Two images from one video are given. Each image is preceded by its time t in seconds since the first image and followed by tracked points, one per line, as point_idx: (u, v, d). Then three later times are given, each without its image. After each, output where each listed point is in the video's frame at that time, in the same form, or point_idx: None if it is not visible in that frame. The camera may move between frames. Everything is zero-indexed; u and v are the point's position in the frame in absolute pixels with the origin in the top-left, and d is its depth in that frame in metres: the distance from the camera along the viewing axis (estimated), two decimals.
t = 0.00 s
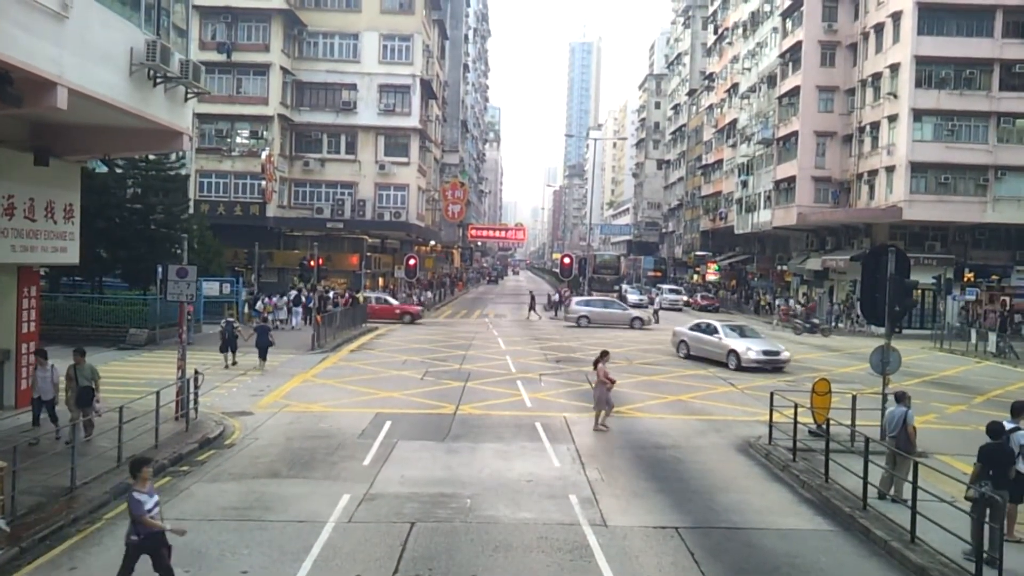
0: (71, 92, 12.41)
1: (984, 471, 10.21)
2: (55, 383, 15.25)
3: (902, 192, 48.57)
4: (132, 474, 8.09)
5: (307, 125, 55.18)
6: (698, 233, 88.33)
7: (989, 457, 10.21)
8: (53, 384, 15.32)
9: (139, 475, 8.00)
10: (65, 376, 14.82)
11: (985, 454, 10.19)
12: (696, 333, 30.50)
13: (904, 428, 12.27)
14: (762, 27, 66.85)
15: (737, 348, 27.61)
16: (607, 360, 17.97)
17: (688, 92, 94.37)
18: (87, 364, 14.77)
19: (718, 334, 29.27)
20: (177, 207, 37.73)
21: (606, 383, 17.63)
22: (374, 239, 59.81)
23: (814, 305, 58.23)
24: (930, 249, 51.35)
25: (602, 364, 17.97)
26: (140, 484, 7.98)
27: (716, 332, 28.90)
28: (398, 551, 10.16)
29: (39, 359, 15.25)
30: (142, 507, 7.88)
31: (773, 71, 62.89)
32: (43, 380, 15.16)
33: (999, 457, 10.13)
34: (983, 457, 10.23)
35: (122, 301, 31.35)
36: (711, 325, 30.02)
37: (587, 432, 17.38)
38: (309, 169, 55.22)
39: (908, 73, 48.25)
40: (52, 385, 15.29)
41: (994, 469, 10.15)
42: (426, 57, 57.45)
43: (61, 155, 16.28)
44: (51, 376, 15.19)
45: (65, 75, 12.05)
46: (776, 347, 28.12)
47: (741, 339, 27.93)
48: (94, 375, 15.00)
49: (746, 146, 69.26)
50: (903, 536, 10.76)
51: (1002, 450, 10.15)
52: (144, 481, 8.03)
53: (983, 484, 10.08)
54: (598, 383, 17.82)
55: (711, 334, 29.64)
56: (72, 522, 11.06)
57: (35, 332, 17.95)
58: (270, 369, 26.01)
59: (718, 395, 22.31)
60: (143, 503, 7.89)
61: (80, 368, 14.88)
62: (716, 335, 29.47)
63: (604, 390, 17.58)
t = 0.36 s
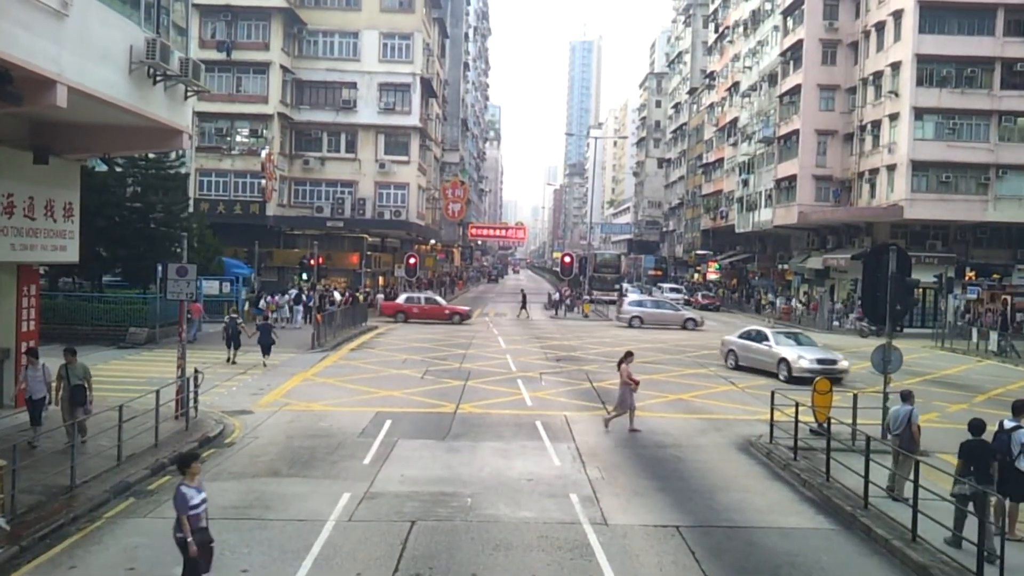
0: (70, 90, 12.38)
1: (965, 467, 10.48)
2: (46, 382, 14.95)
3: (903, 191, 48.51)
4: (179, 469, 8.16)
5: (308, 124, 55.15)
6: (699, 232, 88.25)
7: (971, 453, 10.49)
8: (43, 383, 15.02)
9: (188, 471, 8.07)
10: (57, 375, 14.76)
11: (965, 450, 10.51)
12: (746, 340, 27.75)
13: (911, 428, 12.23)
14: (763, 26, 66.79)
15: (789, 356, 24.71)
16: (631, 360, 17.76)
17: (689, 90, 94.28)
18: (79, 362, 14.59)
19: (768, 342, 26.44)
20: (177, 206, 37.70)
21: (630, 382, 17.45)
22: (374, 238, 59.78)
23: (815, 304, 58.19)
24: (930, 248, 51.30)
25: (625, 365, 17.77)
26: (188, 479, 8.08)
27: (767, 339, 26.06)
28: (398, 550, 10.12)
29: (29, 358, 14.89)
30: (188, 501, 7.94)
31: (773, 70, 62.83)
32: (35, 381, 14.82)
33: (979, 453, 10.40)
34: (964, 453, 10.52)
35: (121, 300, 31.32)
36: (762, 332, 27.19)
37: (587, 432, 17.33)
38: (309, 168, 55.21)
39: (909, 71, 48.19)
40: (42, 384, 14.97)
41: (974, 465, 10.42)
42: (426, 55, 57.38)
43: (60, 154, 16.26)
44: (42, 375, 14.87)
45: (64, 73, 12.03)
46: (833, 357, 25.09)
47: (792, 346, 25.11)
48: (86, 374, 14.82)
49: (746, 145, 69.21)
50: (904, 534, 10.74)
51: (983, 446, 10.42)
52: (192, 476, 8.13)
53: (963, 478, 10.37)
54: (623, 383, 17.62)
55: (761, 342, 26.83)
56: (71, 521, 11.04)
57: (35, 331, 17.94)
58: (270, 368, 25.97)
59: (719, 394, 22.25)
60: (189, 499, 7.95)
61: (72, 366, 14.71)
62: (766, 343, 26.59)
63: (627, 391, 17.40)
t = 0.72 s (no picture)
0: (70, 91, 12.40)
1: (944, 456, 10.80)
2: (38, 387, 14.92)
3: (903, 191, 48.54)
4: (232, 479, 8.03)
5: (308, 124, 55.19)
6: (698, 232, 88.27)
7: (953, 444, 10.77)
8: (37, 388, 14.93)
9: (239, 476, 7.91)
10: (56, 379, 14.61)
11: (945, 440, 10.80)
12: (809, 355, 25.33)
13: (912, 426, 12.24)
14: (762, 26, 66.82)
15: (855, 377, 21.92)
16: (652, 362, 17.43)
17: (688, 91, 94.32)
18: (74, 367, 14.42)
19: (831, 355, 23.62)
20: (178, 207, 37.72)
21: (654, 385, 17.09)
22: (374, 239, 59.84)
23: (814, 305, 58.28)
24: (930, 248, 51.36)
25: (647, 367, 17.34)
26: (240, 485, 7.92)
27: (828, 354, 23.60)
28: (399, 550, 10.14)
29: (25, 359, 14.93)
30: (240, 507, 7.75)
31: (773, 70, 62.83)
32: (27, 384, 14.82)
33: (959, 444, 10.69)
34: (945, 443, 10.81)
35: (122, 300, 31.41)
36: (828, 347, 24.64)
37: (587, 432, 17.36)
38: (309, 169, 55.27)
39: (908, 71, 48.23)
40: (36, 388, 14.92)
41: (953, 455, 10.72)
42: (426, 56, 57.47)
43: (60, 154, 16.27)
44: (34, 379, 14.84)
45: (65, 74, 12.06)
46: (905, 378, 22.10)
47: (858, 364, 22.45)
48: (81, 380, 14.70)
49: (746, 145, 69.24)
50: (903, 534, 10.78)
51: (965, 438, 10.70)
52: (245, 483, 7.94)
53: (941, 468, 10.67)
54: (644, 386, 17.29)
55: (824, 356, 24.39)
56: (72, 520, 11.07)
57: (35, 332, 17.96)
58: (270, 369, 26.04)
59: (719, 394, 22.29)
60: (241, 503, 7.78)
61: (69, 371, 14.55)
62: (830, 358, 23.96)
63: (649, 394, 16.95)
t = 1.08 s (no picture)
0: (71, 91, 12.40)
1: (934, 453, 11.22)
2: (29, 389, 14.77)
3: (903, 191, 48.54)
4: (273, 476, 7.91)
5: (308, 124, 55.18)
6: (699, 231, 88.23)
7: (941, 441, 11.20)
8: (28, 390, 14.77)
9: (282, 478, 7.80)
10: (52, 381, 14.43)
11: (936, 439, 11.24)
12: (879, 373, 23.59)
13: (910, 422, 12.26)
14: (762, 26, 66.82)
15: (931, 400, 19.39)
16: (675, 362, 17.26)
17: (689, 91, 94.32)
18: (69, 368, 14.31)
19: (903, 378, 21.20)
20: (178, 207, 37.72)
21: (675, 385, 16.94)
22: (374, 238, 59.88)
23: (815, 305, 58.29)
24: (930, 248, 51.37)
25: (671, 366, 17.14)
26: (282, 486, 7.83)
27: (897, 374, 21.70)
28: (398, 549, 10.13)
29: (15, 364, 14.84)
30: (285, 511, 7.75)
31: (773, 70, 62.81)
32: (18, 386, 14.69)
33: (948, 442, 11.13)
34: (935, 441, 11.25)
35: (123, 300, 31.39)
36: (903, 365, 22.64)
37: (588, 432, 17.35)
38: (309, 168, 55.28)
39: (909, 71, 48.22)
40: (25, 390, 14.79)
41: (943, 452, 11.15)
42: (426, 55, 57.49)
43: (60, 154, 16.28)
44: (25, 381, 14.71)
45: (65, 74, 12.06)
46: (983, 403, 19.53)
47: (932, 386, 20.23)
48: (76, 380, 14.45)
49: (746, 145, 69.23)
50: (903, 534, 10.78)
51: (954, 437, 11.14)
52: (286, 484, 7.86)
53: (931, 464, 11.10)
54: (665, 384, 17.18)
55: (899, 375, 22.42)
56: (71, 520, 11.07)
57: (35, 331, 17.96)
58: (270, 369, 26.05)
59: (719, 394, 22.28)
60: (286, 507, 7.75)
61: (65, 372, 14.36)
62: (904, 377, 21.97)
63: (671, 393, 16.89)
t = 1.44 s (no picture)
0: (71, 91, 12.41)
1: (926, 445, 11.17)
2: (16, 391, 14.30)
3: (903, 191, 48.54)
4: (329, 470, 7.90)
5: (308, 124, 55.19)
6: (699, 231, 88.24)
7: (933, 432, 11.14)
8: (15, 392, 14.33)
9: (337, 471, 7.77)
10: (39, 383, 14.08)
11: (927, 430, 11.17)
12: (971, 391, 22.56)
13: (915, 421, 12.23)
14: (763, 26, 66.85)
15: None
16: (697, 364, 17.18)
17: (689, 91, 94.33)
18: (59, 371, 13.94)
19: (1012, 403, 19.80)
20: (178, 207, 37.75)
21: (696, 388, 16.87)
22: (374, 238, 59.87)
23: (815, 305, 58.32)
24: (930, 248, 51.39)
25: (694, 367, 17.01)
26: (338, 480, 7.81)
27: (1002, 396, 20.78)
28: (399, 550, 10.13)
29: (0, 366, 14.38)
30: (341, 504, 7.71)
31: (773, 70, 62.82)
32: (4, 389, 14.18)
33: (939, 434, 11.07)
34: (926, 432, 11.19)
35: (124, 300, 31.42)
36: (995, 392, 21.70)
37: (587, 432, 17.34)
38: (309, 169, 55.30)
39: (909, 71, 48.23)
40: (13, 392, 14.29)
41: (935, 444, 11.10)
42: (426, 55, 57.48)
43: (60, 154, 16.31)
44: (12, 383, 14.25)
45: (65, 74, 12.06)
46: None
47: None
48: (65, 383, 14.16)
49: (746, 145, 69.23)
50: (903, 534, 10.78)
51: (944, 428, 11.09)
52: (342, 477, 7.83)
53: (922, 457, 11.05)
54: (688, 388, 17.08)
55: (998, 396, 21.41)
56: (71, 520, 11.06)
57: (36, 331, 17.98)
58: (270, 369, 26.06)
59: (720, 394, 22.28)
60: (342, 499, 7.70)
61: (53, 374, 14.01)
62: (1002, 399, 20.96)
63: (696, 396, 16.78)
